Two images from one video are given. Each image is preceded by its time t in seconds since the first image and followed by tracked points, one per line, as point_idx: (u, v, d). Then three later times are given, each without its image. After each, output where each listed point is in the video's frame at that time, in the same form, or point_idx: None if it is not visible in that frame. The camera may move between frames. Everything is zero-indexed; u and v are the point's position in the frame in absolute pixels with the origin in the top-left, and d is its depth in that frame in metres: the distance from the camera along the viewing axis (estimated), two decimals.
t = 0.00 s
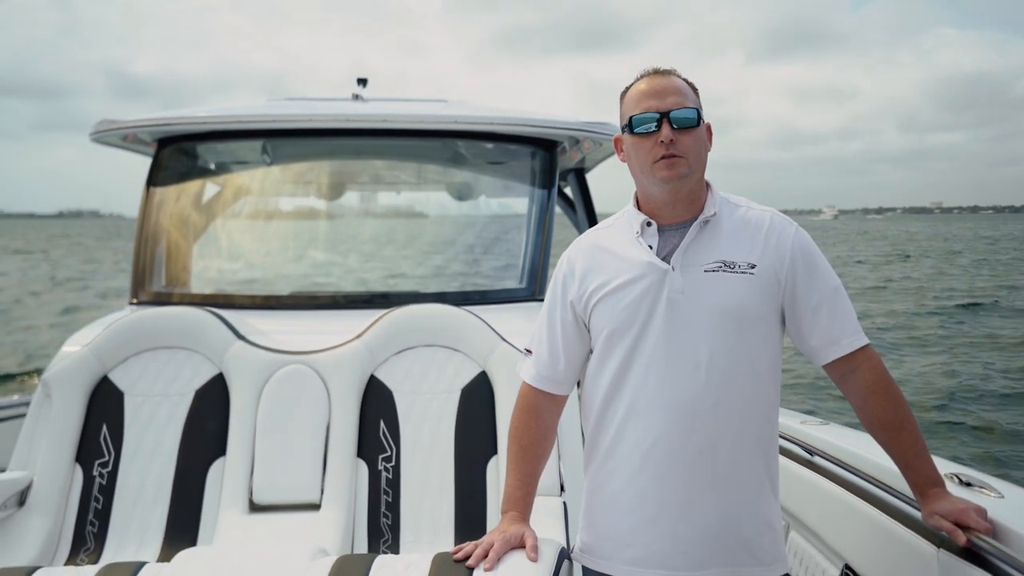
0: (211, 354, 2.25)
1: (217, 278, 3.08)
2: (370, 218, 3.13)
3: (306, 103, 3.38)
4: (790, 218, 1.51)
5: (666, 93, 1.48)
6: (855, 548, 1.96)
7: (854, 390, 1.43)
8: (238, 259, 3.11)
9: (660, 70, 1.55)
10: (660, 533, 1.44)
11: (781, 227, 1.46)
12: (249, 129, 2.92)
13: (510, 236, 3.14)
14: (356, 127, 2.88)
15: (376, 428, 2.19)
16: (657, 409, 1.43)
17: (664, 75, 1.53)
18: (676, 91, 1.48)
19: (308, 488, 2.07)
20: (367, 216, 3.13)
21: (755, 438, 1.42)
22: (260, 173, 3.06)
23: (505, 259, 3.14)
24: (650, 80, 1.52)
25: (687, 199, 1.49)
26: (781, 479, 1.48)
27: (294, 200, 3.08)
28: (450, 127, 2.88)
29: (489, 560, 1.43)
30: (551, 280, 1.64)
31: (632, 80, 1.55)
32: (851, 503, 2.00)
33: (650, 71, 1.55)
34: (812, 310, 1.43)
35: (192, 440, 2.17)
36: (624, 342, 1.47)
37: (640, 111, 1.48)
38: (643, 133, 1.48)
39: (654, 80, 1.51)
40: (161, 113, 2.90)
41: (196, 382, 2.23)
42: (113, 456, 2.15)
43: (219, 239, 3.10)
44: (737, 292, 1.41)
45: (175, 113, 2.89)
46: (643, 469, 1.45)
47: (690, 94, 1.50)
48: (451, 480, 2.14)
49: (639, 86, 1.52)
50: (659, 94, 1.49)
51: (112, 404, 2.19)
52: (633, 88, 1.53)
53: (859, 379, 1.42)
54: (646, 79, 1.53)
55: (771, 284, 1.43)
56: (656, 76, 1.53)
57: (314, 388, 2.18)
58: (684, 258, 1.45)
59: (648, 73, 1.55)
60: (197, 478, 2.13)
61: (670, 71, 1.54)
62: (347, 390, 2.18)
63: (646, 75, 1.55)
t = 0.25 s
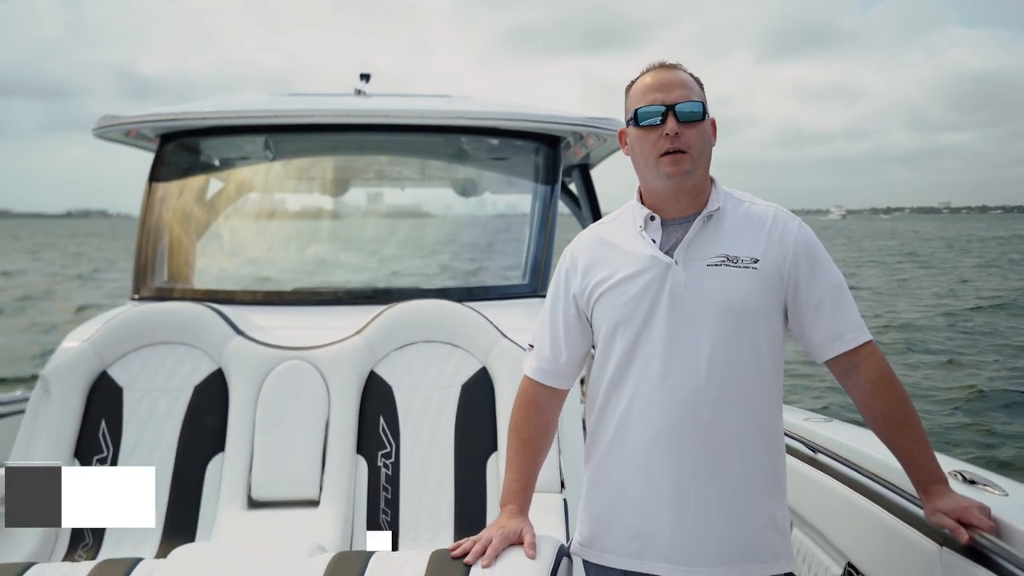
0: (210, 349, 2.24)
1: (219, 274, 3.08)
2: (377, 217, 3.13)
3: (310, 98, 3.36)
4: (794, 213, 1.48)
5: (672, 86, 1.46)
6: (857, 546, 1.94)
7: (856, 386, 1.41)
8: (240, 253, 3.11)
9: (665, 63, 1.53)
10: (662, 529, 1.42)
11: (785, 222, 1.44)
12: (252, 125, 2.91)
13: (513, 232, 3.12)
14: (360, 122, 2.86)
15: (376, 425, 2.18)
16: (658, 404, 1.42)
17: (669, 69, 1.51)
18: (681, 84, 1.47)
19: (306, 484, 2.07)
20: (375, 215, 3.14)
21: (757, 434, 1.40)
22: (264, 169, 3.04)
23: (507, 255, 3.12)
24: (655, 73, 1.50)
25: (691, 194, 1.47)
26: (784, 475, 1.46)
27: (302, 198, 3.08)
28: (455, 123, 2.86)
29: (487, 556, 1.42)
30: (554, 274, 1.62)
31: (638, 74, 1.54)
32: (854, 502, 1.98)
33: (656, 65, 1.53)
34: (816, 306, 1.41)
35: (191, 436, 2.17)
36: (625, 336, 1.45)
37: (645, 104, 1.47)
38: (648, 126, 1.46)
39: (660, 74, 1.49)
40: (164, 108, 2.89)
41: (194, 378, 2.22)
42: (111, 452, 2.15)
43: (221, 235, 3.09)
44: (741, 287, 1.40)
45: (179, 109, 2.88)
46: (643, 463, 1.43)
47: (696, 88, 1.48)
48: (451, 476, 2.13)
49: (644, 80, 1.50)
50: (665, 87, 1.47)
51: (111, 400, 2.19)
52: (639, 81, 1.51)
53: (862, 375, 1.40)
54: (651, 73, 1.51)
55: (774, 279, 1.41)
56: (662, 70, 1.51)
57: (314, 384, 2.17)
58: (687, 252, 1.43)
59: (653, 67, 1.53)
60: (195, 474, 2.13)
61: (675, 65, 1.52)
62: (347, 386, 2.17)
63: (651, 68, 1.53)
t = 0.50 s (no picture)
0: (213, 343, 2.23)
1: (224, 268, 3.08)
2: (383, 217, 3.13)
3: (316, 93, 3.35)
4: (801, 209, 1.47)
5: (679, 81, 1.45)
6: (860, 545, 1.93)
7: (861, 383, 1.39)
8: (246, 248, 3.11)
9: (673, 58, 1.51)
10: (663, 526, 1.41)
11: (791, 218, 1.43)
12: (257, 120, 2.90)
13: (519, 228, 3.10)
14: (365, 117, 2.85)
15: (378, 420, 2.17)
16: (661, 400, 1.40)
17: (677, 64, 1.49)
18: (689, 79, 1.45)
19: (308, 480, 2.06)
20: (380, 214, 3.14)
21: (760, 431, 1.39)
22: (269, 164, 3.03)
23: (512, 252, 3.10)
24: (663, 68, 1.48)
25: (697, 190, 1.45)
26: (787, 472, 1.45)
27: (309, 195, 3.07)
28: (460, 119, 2.85)
29: (488, 553, 1.41)
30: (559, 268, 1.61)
31: (645, 69, 1.52)
32: (858, 501, 1.96)
33: (663, 59, 1.52)
34: (821, 303, 1.39)
35: (193, 431, 2.17)
36: (628, 332, 1.44)
37: (651, 99, 1.45)
38: (654, 122, 1.44)
39: (667, 69, 1.48)
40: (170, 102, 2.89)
41: (197, 372, 2.22)
42: (114, 446, 2.15)
43: (225, 230, 3.08)
44: (745, 283, 1.38)
45: (184, 103, 2.87)
46: (645, 459, 1.42)
47: (703, 83, 1.46)
48: (453, 473, 2.12)
49: (651, 75, 1.48)
50: (672, 82, 1.45)
51: (113, 393, 2.19)
52: (646, 76, 1.50)
53: (867, 372, 1.38)
54: (659, 67, 1.49)
55: (780, 276, 1.39)
56: (669, 65, 1.49)
57: (316, 379, 2.16)
58: (691, 248, 1.42)
59: (660, 62, 1.51)
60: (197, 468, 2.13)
61: (683, 60, 1.50)
62: (350, 381, 2.17)
63: (659, 63, 1.51)
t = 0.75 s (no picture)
0: (219, 340, 2.24)
1: (232, 265, 3.08)
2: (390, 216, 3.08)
3: (324, 90, 3.35)
4: (810, 209, 1.45)
5: (688, 80, 1.44)
6: (867, 547, 1.92)
7: (870, 385, 1.38)
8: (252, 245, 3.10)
9: (682, 56, 1.50)
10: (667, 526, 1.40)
11: (800, 218, 1.41)
12: (265, 117, 2.90)
13: (526, 227, 3.08)
14: (374, 115, 2.85)
15: (384, 418, 2.17)
16: (666, 400, 1.40)
17: (686, 62, 1.48)
18: (698, 78, 1.44)
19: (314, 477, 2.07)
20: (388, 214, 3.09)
21: (766, 432, 1.38)
22: (276, 161, 3.02)
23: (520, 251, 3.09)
24: (672, 66, 1.47)
25: (706, 189, 1.44)
26: (793, 474, 1.44)
27: (316, 195, 3.04)
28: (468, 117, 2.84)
29: (492, 552, 1.40)
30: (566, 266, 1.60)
31: (654, 66, 1.51)
32: (867, 504, 1.94)
33: (673, 57, 1.51)
34: (829, 304, 1.38)
35: (200, 427, 2.17)
36: (635, 332, 1.43)
37: (660, 98, 1.44)
38: (663, 120, 1.43)
39: (677, 67, 1.47)
40: (180, 99, 2.90)
41: (203, 369, 2.22)
42: (121, 441, 2.16)
43: (232, 228, 3.09)
44: (752, 284, 1.37)
45: (193, 101, 2.88)
46: (650, 459, 1.41)
47: (712, 81, 1.45)
48: (458, 471, 2.12)
49: (661, 73, 1.47)
50: (681, 81, 1.44)
51: (121, 389, 2.20)
52: (654, 74, 1.49)
53: (876, 373, 1.37)
54: (668, 65, 1.48)
55: (787, 277, 1.38)
56: (678, 63, 1.48)
57: (322, 377, 2.16)
58: (699, 248, 1.41)
59: (670, 60, 1.50)
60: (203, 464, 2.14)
61: (693, 58, 1.49)
62: (356, 379, 2.16)
63: (668, 61, 1.50)
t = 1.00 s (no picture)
0: (226, 339, 2.25)
1: (239, 265, 3.09)
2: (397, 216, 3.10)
3: (333, 91, 3.36)
4: (816, 211, 1.45)
5: (694, 81, 1.43)
6: (872, 550, 1.90)
7: (876, 387, 1.37)
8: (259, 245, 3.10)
9: (688, 57, 1.50)
10: (671, 529, 1.40)
11: (806, 221, 1.41)
12: (274, 117, 2.91)
13: (534, 228, 3.08)
14: (382, 116, 2.86)
15: (390, 418, 2.17)
16: (671, 402, 1.39)
17: (693, 63, 1.47)
18: (705, 80, 1.43)
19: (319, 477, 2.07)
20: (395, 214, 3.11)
21: (771, 435, 1.37)
22: (285, 161, 3.04)
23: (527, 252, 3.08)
24: (678, 68, 1.47)
25: (711, 192, 1.44)
26: (797, 478, 1.43)
27: (325, 195, 3.05)
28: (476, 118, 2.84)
29: (496, 553, 1.40)
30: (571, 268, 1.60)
31: (660, 68, 1.51)
32: (873, 507, 1.92)
33: (679, 59, 1.50)
34: (835, 307, 1.37)
35: (206, 426, 2.18)
36: (640, 334, 1.43)
37: (666, 100, 1.44)
38: (669, 122, 1.43)
39: (683, 68, 1.46)
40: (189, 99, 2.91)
41: (210, 368, 2.23)
42: (127, 439, 2.17)
43: (240, 228, 3.10)
44: (758, 286, 1.36)
45: (203, 101, 2.90)
46: (655, 461, 1.41)
47: (719, 83, 1.44)
48: (463, 472, 2.12)
49: (667, 74, 1.47)
50: (687, 82, 1.44)
51: (128, 387, 2.21)
52: (661, 75, 1.48)
53: (882, 376, 1.36)
54: (674, 67, 1.48)
55: (794, 279, 1.38)
56: (685, 64, 1.48)
57: (327, 376, 2.16)
58: (704, 250, 1.40)
59: (676, 61, 1.50)
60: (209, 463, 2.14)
61: (699, 60, 1.48)
62: (361, 379, 2.17)
63: (674, 63, 1.50)
